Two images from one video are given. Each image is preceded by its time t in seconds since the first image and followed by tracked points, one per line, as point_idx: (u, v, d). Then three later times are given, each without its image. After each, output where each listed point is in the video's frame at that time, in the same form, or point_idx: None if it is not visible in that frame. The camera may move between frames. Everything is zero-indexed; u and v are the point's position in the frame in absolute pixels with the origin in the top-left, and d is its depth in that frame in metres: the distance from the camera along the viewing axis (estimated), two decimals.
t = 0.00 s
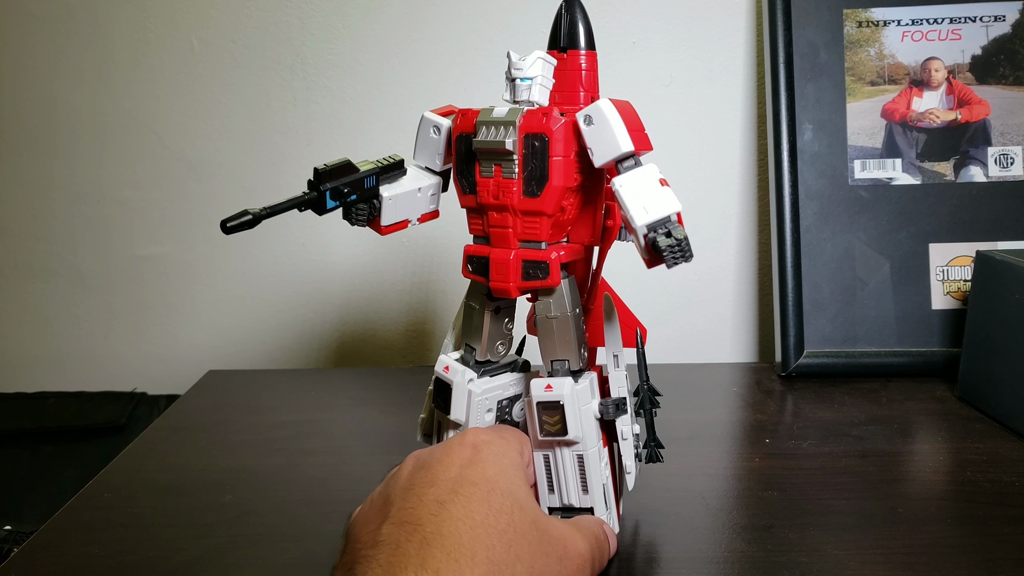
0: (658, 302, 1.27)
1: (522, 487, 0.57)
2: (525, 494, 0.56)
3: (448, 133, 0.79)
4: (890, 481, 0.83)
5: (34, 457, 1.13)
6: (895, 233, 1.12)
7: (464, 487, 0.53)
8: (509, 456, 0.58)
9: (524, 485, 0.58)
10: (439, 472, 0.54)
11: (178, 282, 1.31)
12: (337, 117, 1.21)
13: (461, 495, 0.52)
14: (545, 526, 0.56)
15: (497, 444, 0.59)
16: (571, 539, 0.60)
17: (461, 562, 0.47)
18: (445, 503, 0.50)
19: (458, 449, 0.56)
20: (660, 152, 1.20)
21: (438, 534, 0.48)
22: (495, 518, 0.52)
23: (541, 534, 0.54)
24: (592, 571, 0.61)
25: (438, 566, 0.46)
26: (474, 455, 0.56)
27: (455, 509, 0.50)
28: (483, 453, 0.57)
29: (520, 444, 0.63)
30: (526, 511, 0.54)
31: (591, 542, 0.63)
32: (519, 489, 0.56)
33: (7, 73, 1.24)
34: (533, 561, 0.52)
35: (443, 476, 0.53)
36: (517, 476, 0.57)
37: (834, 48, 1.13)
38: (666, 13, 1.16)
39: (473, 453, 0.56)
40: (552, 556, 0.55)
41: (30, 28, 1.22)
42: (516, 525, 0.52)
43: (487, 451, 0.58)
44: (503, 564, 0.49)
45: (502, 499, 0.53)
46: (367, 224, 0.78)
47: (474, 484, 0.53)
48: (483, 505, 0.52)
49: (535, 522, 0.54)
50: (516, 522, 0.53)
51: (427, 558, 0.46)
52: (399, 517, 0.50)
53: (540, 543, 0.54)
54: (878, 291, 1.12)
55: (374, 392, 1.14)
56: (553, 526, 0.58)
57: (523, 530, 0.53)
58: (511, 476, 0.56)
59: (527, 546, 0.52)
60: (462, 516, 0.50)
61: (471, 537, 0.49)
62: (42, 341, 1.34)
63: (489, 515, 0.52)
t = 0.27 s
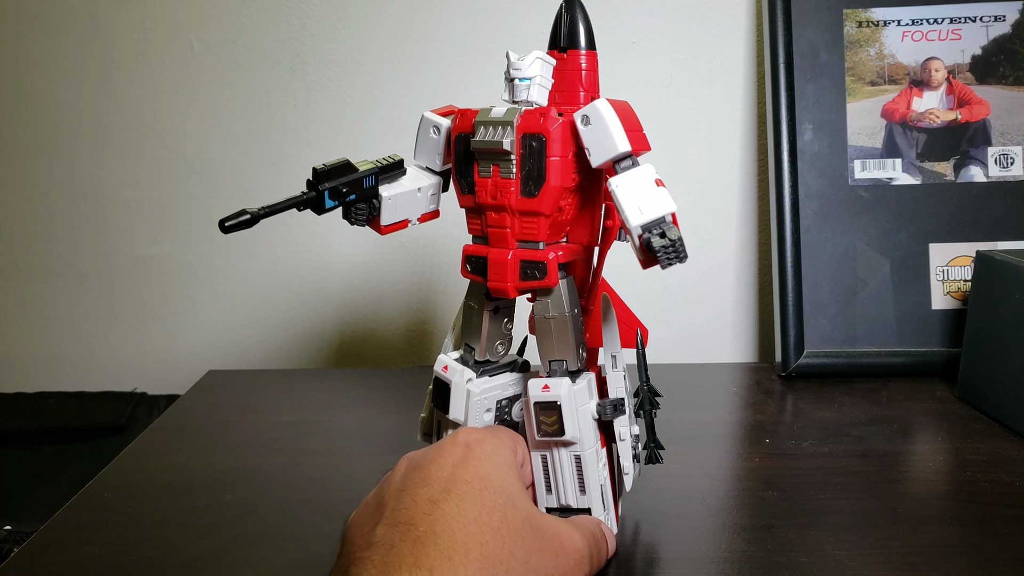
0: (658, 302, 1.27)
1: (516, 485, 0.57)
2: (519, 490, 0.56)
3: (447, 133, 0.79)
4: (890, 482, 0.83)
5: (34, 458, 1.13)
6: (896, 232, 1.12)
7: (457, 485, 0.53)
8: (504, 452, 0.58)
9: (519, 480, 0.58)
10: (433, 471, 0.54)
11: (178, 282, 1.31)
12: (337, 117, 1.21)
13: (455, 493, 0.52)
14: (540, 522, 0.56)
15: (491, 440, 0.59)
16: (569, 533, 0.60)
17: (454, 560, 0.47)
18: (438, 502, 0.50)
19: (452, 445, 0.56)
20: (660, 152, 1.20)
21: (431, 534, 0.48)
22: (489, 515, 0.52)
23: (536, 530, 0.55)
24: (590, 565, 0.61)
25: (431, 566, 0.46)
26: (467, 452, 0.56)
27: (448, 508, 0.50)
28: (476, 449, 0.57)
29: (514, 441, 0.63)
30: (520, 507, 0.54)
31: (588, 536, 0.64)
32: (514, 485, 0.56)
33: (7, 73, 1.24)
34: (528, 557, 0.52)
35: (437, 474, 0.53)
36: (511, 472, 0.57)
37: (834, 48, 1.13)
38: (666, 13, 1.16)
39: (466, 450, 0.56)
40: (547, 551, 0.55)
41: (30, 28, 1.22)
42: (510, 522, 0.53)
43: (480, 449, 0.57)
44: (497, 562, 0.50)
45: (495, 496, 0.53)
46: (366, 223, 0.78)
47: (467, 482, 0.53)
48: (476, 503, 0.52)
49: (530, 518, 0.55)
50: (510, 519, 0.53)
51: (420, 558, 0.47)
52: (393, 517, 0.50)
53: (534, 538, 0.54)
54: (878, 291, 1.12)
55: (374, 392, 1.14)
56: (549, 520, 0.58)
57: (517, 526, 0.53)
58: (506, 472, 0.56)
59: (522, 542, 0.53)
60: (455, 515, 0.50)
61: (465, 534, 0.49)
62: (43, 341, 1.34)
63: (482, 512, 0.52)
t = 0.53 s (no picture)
0: (658, 303, 1.27)
1: (515, 483, 0.57)
2: (517, 488, 0.56)
3: (447, 133, 0.79)
4: (890, 482, 0.83)
5: (34, 458, 1.13)
6: (896, 232, 1.12)
7: (455, 484, 0.53)
8: (502, 451, 0.58)
9: (517, 478, 0.58)
10: (431, 470, 0.54)
11: (178, 282, 1.31)
12: (337, 117, 1.21)
13: (453, 492, 0.52)
14: (539, 519, 0.56)
15: (489, 438, 0.59)
16: (568, 530, 0.60)
17: (453, 559, 0.47)
18: (435, 501, 0.50)
19: (450, 444, 0.56)
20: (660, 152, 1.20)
21: (430, 533, 0.49)
22: (487, 513, 0.52)
23: (534, 528, 0.55)
24: (589, 563, 0.61)
25: (430, 565, 0.46)
26: (465, 451, 0.56)
27: (446, 507, 0.50)
28: (474, 448, 0.57)
29: (512, 439, 0.63)
30: (518, 505, 0.54)
31: (587, 534, 0.64)
32: (512, 483, 0.56)
33: (7, 73, 1.24)
34: (526, 555, 0.52)
35: (435, 473, 0.53)
36: (510, 470, 0.57)
37: (834, 48, 1.13)
38: (667, 13, 1.16)
39: (464, 449, 0.56)
40: (546, 548, 0.55)
41: (30, 28, 1.22)
42: (508, 520, 0.53)
43: (478, 447, 0.57)
44: (496, 560, 0.50)
45: (493, 495, 0.53)
46: (367, 223, 0.78)
47: (465, 480, 0.53)
48: (474, 501, 0.52)
49: (528, 516, 0.55)
50: (509, 517, 0.53)
51: (419, 557, 0.47)
52: (392, 517, 0.50)
53: (533, 536, 0.54)
54: (878, 291, 1.12)
55: (374, 392, 1.14)
56: (547, 518, 0.58)
57: (515, 524, 0.53)
58: (504, 470, 0.56)
59: (520, 540, 0.53)
60: (453, 513, 0.50)
61: (463, 533, 0.49)
62: (43, 341, 1.34)
63: (481, 511, 0.52)
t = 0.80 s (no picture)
0: (658, 303, 1.27)
1: (515, 483, 0.57)
2: (518, 489, 0.56)
3: (447, 133, 0.79)
4: (890, 482, 0.83)
5: (34, 458, 1.13)
6: (896, 232, 1.12)
7: (456, 484, 0.53)
8: (502, 451, 0.58)
9: (518, 479, 0.58)
10: (432, 470, 0.54)
11: (178, 282, 1.31)
12: (337, 117, 1.21)
13: (453, 493, 0.52)
14: (539, 520, 0.56)
15: (489, 438, 0.59)
16: (568, 531, 0.60)
17: (454, 558, 0.47)
18: (436, 501, 0.50)
19: (450, 444, 0.56)
20: (660, 152, 1.20)
21: (430, 532, 0.48)
22: (488, 513, 0.52)
23: (535, 528, 0.55)
24: (589, 563, 0.61)
25: (431, 564, 0.46)
26: (466, 451, 0.56)
27: (447, 507, 0.50)
28: (475, 448, 0.57)
29: (512, 440, 0.63)
30: (519, 505, 0.54)
31: (587, 534, 0.64)
32: (512, 484, 0.56)
33: (7, 73, 1.24)
34: (527, 555, 0.52)
35: (435, 472, 0.53)
36: (510, 470, 0.57)
37: (834, 48, 1.13)
38: (666, 13, 1.16)
39: (464, 449, 0.56)
40: (546, 549, 0.55)
41: (29, 28, 1.22)
42: (509, 520, 0.53)
43: (479, 447, 0.57)
44: (497, 560, 0.50)
45: (494, 496, 0.53)
46: (367, 223, 0.78)
47: (466, 480, 0.53)
48: (475, 501, 0.52)
49: (529, 516, 0.55)
50: (509, 517, 0.53)
51: (420, 556, 0.47)
52: (393, 516, 0.50)
53: (533, 536, 0.54)
54: (878, 291, 1.12)
55: (374, 392, 1.14)
56: (548, 519, 0.58)
57: (516, 524, 0.53)
58: (505, 470, 0.56)
59: (521, 540, 0.53)
60: (454, 513, 0.50)
61: (464, 533, 0.49)
62: (42, 341, 1.34)
63: (481, 510, 0.52)
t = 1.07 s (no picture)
0: (658, 303, 1.27)
1: (515, 483, 0.57)
2: (517, 489, 0.56)
3: (447, 133, 0.79)
4: (890, 482, 0.83)
5: (34, 458, 1.13)
6: (896, 232, 1.12)
7: (455, 484, 0.53)
8: (502, 451, 0.58)
9: (518, 479, 0.58)
10: (432, 470, 0.54)
11: (178, 282, 1.31)
12: (337, 117, 1.21)
13: (453, 492, 0.52)
14: (539, 519, 0.56)
15: (489, 439, 0.59)
16: (567, 531, 0.60)
17: (454, 557, 0.47)
18: (436, 501, 0.50)
19: (450, 444, 0.56)
20: (660, 152, 1.20)
21: (430, 532, 0.48)
22: (487, 513, 0.52)
23: (534, 527, 0.55)
24: (588, 563, 0.61)
25: (430, 564, 0.46)
26: (466, 451, 0.56)
27: (446, 507, 0.50)
28: (474, 448, 0.57)
29: (512, 441, 0.63)
30: (518, 505, 0.54)
31: (586, 534, 0.64)
32: (512, 484, 0.56)
33: (7, 73, 1.24)
34: (526, 555, 0.52)
35: (435, 472, 0.53)
36: (510, 471, 0.57)
37: (834, 48, 1.13)
38: (667, 13, 1.16)
39: (464, 450, 0.56)
40: (545, 549, 0.55)
41: (30, 28, 1.22)
42: (508, 520, 0.53)
43: (478, 448, 0.57)
44: (496, 560, 0.50)
45: (493, 496, 0.53)
46: (366, 223, 0.78)
47: (466, 480, 0.53)
48: (475, 501, 0.52)
49: (528, 516, 0.55)
50: (509, 517, 0.53)
51: (419, 556, 0.47)
52: (392, 516, 0.50)
53: (532, 536, 0.54)
54: (878, 291, 1.12)
55: (375, 392, 1.14)
56: (547, 519, 0.58)
57: (515, 524, 0.53)
58: (504, 471, 0.56)
59: (520, 540, 0.53)
60: (453, 513, 0.50)
61: (463, 533, 0.49)
62: (42, 341, 1.34)
63: (481, 510, 0.52)
